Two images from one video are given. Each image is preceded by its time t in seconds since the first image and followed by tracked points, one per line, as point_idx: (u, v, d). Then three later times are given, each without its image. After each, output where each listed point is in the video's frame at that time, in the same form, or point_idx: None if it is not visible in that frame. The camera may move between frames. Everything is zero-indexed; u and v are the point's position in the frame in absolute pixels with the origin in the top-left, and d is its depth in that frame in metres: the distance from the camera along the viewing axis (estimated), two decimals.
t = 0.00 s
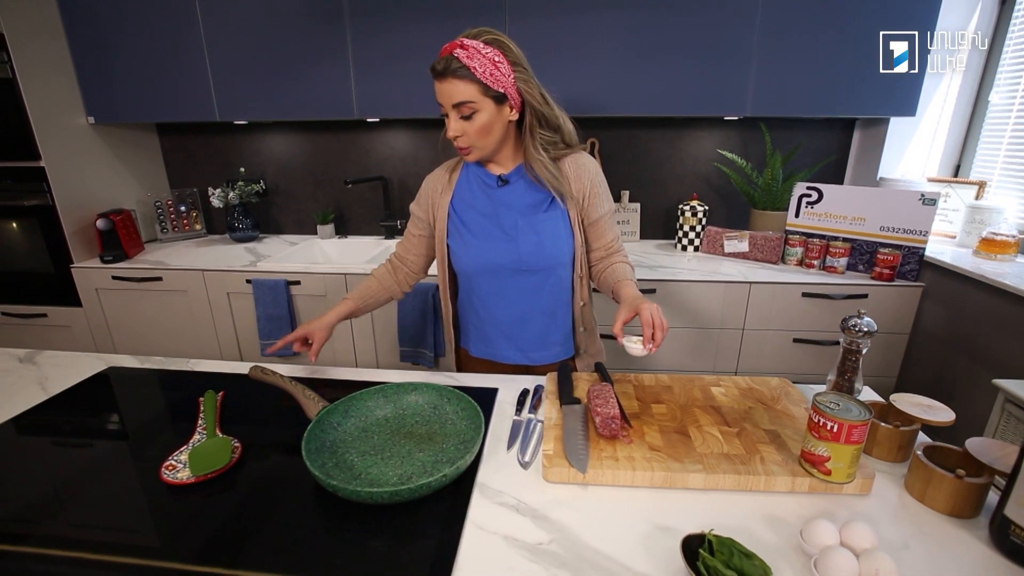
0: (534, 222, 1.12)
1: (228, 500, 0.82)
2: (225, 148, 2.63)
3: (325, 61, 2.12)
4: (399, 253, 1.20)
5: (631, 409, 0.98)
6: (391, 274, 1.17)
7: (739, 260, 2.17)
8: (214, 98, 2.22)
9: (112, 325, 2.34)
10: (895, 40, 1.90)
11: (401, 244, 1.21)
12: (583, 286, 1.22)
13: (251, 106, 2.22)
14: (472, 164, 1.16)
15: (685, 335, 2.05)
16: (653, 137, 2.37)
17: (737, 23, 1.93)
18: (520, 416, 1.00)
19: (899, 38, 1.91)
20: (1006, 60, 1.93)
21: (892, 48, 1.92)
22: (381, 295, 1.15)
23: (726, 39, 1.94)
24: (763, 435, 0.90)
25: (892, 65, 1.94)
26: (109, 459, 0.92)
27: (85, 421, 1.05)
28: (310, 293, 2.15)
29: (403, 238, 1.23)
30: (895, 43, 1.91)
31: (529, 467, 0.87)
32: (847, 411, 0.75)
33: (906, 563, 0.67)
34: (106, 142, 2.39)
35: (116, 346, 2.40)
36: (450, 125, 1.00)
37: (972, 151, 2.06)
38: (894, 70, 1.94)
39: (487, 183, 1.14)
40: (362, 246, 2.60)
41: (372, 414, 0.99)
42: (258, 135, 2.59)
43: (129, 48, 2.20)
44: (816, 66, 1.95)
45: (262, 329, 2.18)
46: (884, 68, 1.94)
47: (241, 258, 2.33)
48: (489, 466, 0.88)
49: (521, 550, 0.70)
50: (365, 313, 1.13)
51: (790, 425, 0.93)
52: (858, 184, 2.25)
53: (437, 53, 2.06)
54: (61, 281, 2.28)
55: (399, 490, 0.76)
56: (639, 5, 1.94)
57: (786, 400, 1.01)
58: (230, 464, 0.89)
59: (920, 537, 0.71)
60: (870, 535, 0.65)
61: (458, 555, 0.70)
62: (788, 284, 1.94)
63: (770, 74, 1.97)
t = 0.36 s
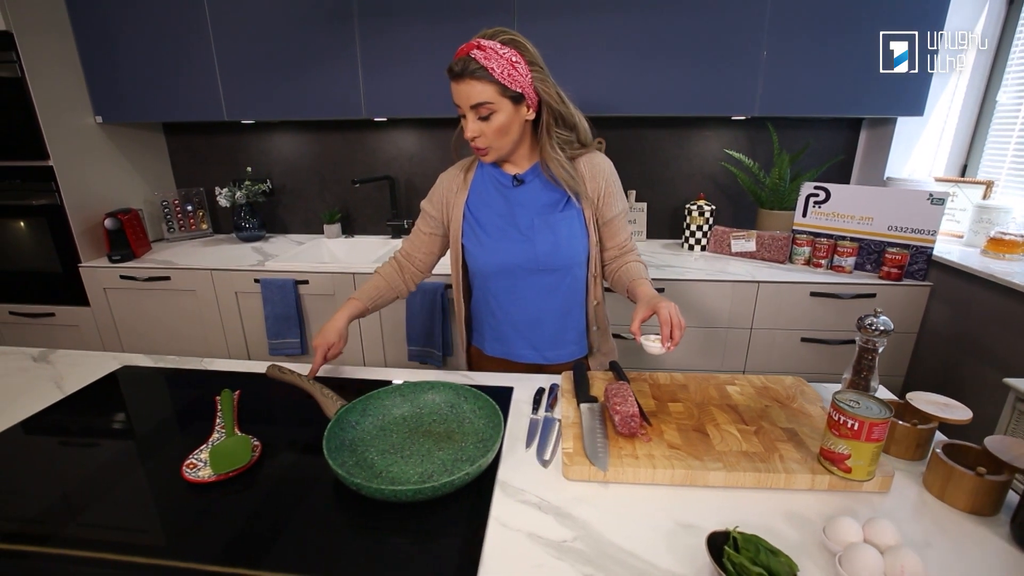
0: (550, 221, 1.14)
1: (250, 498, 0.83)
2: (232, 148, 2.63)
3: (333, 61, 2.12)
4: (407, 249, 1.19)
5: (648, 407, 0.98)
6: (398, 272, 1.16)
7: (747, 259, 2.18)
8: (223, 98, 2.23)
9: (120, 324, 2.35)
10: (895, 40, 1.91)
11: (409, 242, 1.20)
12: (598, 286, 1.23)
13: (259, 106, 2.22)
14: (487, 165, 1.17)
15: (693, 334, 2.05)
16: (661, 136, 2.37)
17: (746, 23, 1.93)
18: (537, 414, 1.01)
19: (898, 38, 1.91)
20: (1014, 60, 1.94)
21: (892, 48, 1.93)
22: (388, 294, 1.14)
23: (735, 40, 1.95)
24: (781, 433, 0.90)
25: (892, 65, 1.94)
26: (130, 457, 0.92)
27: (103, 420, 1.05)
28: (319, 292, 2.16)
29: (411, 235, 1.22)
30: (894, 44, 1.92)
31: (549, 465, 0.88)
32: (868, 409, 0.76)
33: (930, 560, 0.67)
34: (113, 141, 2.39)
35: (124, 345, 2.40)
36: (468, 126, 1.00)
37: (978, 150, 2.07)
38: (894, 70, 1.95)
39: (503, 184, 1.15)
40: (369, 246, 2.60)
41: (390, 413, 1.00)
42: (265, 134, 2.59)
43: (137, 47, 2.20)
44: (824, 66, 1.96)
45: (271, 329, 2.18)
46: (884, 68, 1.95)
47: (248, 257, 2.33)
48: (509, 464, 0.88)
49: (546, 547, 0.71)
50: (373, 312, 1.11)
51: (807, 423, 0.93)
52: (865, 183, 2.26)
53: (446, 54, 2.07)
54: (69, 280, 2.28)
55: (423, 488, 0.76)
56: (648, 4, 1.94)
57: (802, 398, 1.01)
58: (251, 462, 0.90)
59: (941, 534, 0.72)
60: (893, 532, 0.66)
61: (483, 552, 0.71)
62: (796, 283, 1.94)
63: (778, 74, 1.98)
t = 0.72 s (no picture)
0: (556, 220, 1.14)
1: (261, 498, 0.82)
2: (228, 147, 2.61)
3: (332, 61, 2.12)
4: (413, 253, 1.19)
5: (655, 404, 0.99)
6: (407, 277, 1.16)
7: (745, 257, 2.19)
8: (220, 98, 2.21)
9: (115, 325, 2.32)
10: (895, 40, 1.93)
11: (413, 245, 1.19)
12: (602, 284, 1.24)
13: (257, 105, 2.21)
14: (491, 164, 1.17)
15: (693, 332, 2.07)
16: (658, 136, 2.38)
17: (743, 23, 1.95)
18: (545, 412, 1.01)
19: (899, 38, 1.94)
20: (1006, 60, 1.97)
21: (892, 48, 1.95)
22: (398, 299, 1.15)
23: (732, 40, 1.97)
24: (787, 428, 0.91)
25: (892, 65, 1.97)
26: (136, 459, 0.91)
27: (106, 422, 1.04)
28: (318, 292, 2.15)
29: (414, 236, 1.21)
30: (894, 44, 1.94)
31: (559, 462, 0.88)
32: (876, 403, 0.77)
33: (939, 550, 0.69)
34: (107, 141, 2.36)
35: (120, 347, 2.37)
36: (473, 124, 1.00)
37: (971, 150, 2.10)
38: (894, 70, 1.97)
39: (507, 183, 1.15)
40: (367, 246, 2.59)
41: (397, 412, 1.00)
42: (261, 134, 2.57)
43: (132, 46, 2.18)
44: (820, 66, 1.98)
45: (269, 329, 2.16)
46: (884, 68, 1.97)
47: (246, 258, 2.32)
48: (519, 461, 0.89)
49: (560, 543, 0.71)
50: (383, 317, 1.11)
51: (813, 418, 0.94)
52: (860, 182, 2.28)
53: (445, 53, 2.07)
54: (63, 282, 2.25)
55: (436, 486, 0.76)
56: (646, 5, 1.96)
57: (806, 393, 1.02)
58: (260, 462, 0.89)
59: (948, 525, 0.73)
60: (904, 523, 0.67)
61: (497, 550, 0.71)
62: (795, 281, 1.96)
63: (775, 74, 1.99)
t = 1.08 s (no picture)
0: (552, 213, 1.16)
1: (256, 503, 0.80)
2: (205, 146, 2.55)
3: (314, 58, 2.08)
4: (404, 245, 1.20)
5: (650, 397, 1.00)
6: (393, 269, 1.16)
7: (728, 253, 2.24)
8: (197, 96, 2.15)
9: (88, 331, 2.24)
10: (895, 40, 1.99)
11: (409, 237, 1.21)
12: (595, 279, 1.26)
13: (236, 103, 2.16)
14: (487, 157, 1.19)
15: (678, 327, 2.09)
16: (642, 133, 2.41)
17: (724, 23, 1.98)
18: (541, 408, 1.02)
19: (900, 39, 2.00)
20: (973, 60, 2.05)
21: (892, 48, 2.01)
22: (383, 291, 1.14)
23: (713, 39, 2.00)
24: (779, 417, 0.93)
25: (893, 64, 2.03)
26: (122, 467, 0.88)
27: (88, 430, 1.01)
28: (302, 293, 2.11)
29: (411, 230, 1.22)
30: (894, 44, 2.00)
31: (558, 457, 0.88)
32: (865, 390, 0.79)
33: (929, 531, 0.71)
34: (77, 140, 2.28)
35: (94, 352, 2.29)
36: (475, 115, 1.02)
37: (941, 147, 2.18)
38: (894, 70, 2.03)
39: (503, 176, 1.16)
40: (351, 246, 2.56)
41: (393, 411, 0.99)
42: (240, 132, 2.52)
43: (103, 42, 2.11)
44: (798, 65, 2.03)
45: (252, 332, 2.12)
46: (884, 68, 2.03)
47: (227, 260, 2.26)
48: (518, 457, 0.89)
49: (564, 537, 0.71)
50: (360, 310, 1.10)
51: (803, 407, 0.96)
52: (837, 178, 2.35)
53: (430, 51, 2.06)
54: (32, 287, 2.17)
55: (439, 484, 0.76)
56: (629, 4, 1.97)
57: (795, 383, 1.05)
58: (254, 467, 0.87)
59: (935, 506, 0.76)
60: (896, 505, 0.69)
61: (502, 546, 0.71)
62: (777, 275, 2.01)
63: (755, 73, 2.04)
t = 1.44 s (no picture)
0: (547, 212, 1.15)
1: (255, 509, 0.79)
2: (186, 145, 2.48)
3: (299, 55, 2.05)
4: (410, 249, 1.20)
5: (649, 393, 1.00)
6: (408, 271, 1.18)
7: (715, 250, 2.26)
8: (178, 92, 2.10)
9: (66, 336, 2.17)
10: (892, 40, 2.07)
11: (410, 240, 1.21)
12: (590, 277, 1.26)
13: (218, 100, 2.11)
14: (481, 156, 1.18)
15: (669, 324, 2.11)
16: (630, 132, 2.43)
17: (710, 23, 2.01)
18: (541, 406, 1.02)
19: (900, 40, 2.15)
20: (948, 61, 2.11)
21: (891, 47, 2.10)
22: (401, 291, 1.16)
23: (700, 38, 2.02)
24: (777, 410, 0.95)
25: (894, 63, 2.17)
26: (112, 475, 0.86)
27: (73, 437, 0.97)
28: (289, 294, 2.07)
29: (410, 231, 1.22)
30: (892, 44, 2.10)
31: (561, 455, 0.88)
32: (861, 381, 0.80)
33: (926, 518, 0.73)
34: (51, 139, 2.20)
35: (72, 358, 2.22)
36: (468, 116, 1.02)
37: (920, 146, 2.25)
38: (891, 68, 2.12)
39: (498, 175, 1.16)
40: (338, 246, 2.52)
41: (392, 412, 0.98)
42: (222, 130, 2.46)
43: (77, 37, 2.04)
44: (782, 65, 2.06)
45: (239, 334, 2.08)
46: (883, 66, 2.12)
47: (211, 261, 2.21)
48: (520, 456, 0.88)
49: (572, 534, 0.71)
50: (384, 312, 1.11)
51: (799, 400, 0.98)
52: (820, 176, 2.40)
53: (417, 47, 2.04)
54: (6, 291, 2.09)
55: (443, 484, 0.75)
56: (617, 3, 1.99)
57: (789, 377, 1.07)
58: (251, 472, 0.85)
59: (931, 494, 0.78)
60: (894, 494, 0.71)
61: (509, 545, 0.70)
62: (764, 271, 2.04)
63: (741, 72, 2.06)
